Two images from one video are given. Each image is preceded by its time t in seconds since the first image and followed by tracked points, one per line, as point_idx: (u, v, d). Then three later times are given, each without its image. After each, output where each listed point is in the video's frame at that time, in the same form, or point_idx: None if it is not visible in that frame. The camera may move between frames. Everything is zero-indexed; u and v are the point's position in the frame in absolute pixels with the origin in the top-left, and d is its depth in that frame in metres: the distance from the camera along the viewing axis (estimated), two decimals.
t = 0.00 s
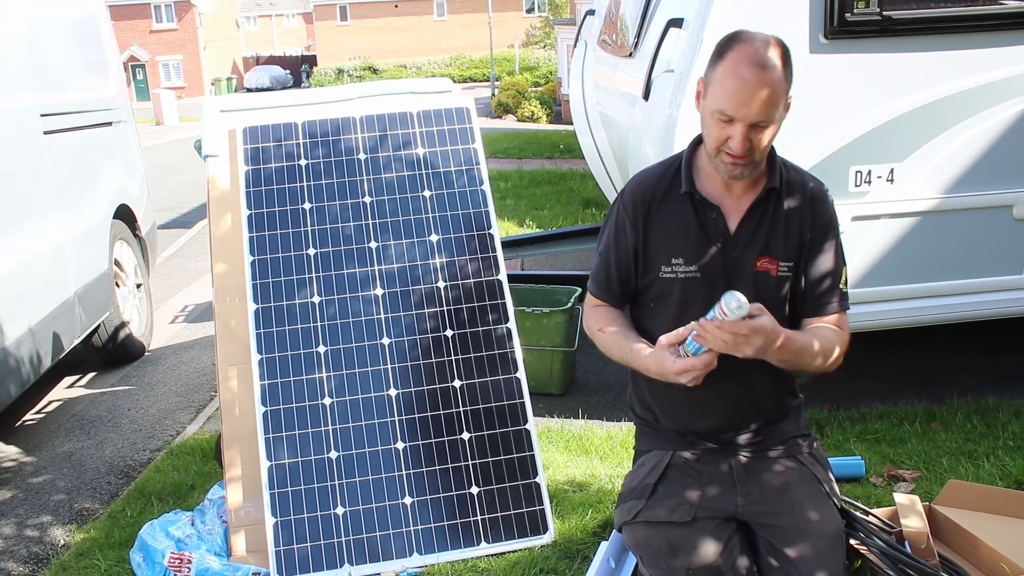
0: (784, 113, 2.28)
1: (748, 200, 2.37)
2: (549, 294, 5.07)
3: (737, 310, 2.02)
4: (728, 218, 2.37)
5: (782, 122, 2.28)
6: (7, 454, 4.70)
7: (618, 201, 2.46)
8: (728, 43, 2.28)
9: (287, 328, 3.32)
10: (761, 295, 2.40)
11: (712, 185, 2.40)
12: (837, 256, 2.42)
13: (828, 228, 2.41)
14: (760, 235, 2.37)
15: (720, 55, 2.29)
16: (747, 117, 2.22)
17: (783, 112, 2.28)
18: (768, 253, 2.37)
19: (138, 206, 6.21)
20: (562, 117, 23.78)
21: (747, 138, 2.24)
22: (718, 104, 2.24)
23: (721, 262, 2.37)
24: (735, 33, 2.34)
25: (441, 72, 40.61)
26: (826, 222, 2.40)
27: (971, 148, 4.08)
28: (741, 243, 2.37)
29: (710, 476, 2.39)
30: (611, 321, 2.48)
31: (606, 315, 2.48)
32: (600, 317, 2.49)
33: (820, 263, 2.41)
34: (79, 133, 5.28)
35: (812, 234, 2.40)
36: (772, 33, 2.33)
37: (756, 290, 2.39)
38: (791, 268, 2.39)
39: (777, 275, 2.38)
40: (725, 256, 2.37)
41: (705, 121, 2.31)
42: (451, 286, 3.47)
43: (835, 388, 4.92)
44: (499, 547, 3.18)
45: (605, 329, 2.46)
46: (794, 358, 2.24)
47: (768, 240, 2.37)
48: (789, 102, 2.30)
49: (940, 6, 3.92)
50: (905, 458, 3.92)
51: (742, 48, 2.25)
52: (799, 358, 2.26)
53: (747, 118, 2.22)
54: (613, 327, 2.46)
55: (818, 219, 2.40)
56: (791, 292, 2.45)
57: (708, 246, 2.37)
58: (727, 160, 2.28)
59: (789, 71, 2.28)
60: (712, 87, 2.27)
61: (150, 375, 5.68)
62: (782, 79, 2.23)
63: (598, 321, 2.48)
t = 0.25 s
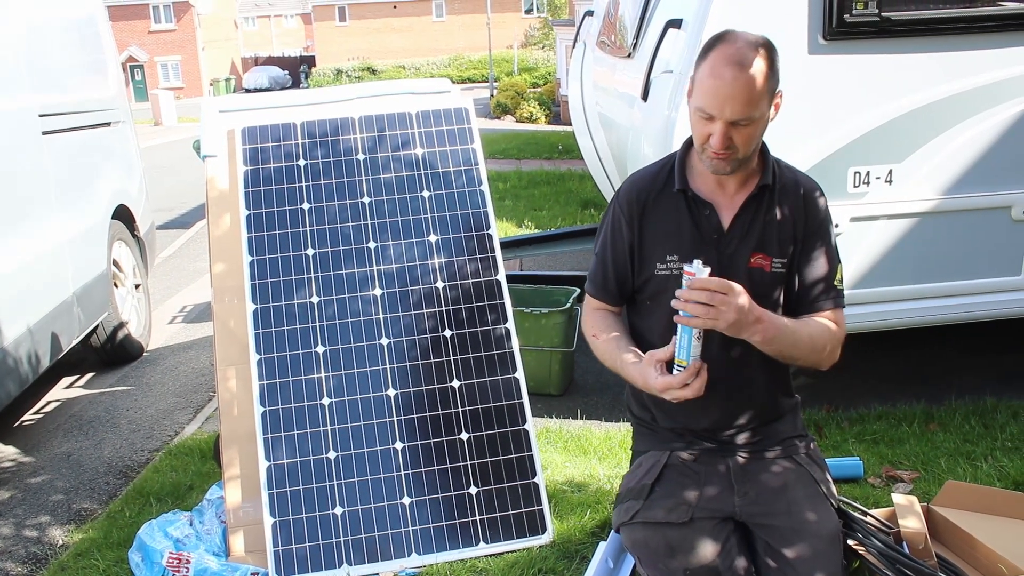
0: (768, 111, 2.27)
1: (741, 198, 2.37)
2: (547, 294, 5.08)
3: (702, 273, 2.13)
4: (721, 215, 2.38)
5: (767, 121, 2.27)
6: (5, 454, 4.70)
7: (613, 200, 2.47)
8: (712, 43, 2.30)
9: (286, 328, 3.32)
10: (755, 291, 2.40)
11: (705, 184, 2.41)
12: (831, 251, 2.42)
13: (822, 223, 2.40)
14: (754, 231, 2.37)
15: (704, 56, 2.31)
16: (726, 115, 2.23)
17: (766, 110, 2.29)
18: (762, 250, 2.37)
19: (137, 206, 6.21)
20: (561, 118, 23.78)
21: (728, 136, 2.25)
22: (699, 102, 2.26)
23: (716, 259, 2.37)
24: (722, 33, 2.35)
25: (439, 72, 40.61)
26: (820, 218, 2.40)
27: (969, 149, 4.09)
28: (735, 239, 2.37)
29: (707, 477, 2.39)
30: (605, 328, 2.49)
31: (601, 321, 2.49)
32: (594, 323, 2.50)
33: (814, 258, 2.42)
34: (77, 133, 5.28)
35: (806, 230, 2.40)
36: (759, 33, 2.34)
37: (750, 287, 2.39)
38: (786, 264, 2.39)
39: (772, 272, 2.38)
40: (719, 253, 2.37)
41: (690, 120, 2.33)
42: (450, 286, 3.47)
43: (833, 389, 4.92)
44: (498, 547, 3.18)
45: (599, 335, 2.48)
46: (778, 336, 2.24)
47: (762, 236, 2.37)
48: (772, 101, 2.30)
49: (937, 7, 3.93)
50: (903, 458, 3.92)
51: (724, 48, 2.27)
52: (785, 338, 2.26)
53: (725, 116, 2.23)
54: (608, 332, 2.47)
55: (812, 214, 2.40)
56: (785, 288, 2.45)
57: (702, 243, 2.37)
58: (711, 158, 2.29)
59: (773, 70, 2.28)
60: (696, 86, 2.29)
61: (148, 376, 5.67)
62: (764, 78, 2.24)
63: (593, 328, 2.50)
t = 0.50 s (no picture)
0: (760, 111, 2.27)
1: (739, 197, 2.37)
2: (547, 293, 5.07)
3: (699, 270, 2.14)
4: (720, 214, 2.38)
5: (759, 120, 2.27)
6: (5, 453, 4.69)
7: (612, 200, 2.47)
8: (703, 44, 2.30)
9: (286, 327, 3.32)
10: (754, 290, 2.39)
11: (703, 183, 2.41)
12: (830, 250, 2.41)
13: (821, 221, 2.40)
14: (753, 230, 2.37)
15: (695, 57, 2.31)
16: (717, 118, 2.24)
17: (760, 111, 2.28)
18: (761, 248, 2.37)
19: (137, 204, 6.21)
20: (561, 117, 23.77)
21: (719, 138, 2.25)
22: (692, 105, 2.27)
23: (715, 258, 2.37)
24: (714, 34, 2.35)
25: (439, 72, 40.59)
26: (818, 216, 2.40)
27: (970, 149, 4.09)
28: (734, 238, 2.37)
29: (707, 476, 2.39)
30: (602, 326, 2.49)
31: (600, 321, 2.49)
32: (593, 321, 2.50)
33: (814, 256, 2.41)
34: (78, 132, 5.28)
35: (805, 228, 2.40)
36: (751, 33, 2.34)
37: (749, 286, 2.39)
38: (785, 263, 2.39)
39: (770, 270, 2.38)
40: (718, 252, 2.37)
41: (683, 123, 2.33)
42: (451, 285, 3.46)
43: (833, 388, 4.92)
44: (498, 546, 3.18)
45: (597, 333, 2.48)
46: (774, 333, 2.23)
47: (761, 234, 2.37)
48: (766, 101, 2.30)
49: (939, 7, 3.93)
50: (904, 458, 3.92)
51: (715, 49, 2.27)
52: (781, 335, 2.25)
53: (716, 119, 2.23)
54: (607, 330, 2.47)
55: (811, 213, 2.40)
56: (784, 287, 2.44)
57: (700, 242, 2.37)
58: (706, 160, 2.29)
59: (765, 69, 2.28)
60: (688, 88, 2.30)
61: (148, 374, 5.67)
62: (756, 78, 2.24)
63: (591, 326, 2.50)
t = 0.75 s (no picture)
0: (762, 84, 2.29)
1: (740, 189, 2.37)
2: (548, 289, 5.07)
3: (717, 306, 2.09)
4: (720, 209, 2.38)
5: (762, 93, 2.29)
6: (5, 448, 4.70)
7: (612, 195, 2.47)
8: (702, 25, 2.35)
9: (287, 322, 3.33)
10: (754, 285, 2.39)
11: (703, 177, 2.41)
12: (831, 245, 2.41)
13: (822, 216, 2.40)
14: (753, 225, 2.36)
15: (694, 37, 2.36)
16: (721, 86, 2.26)
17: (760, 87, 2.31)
18: (761, 243, 2.37)
19: (137, 200, 6.20)
20: (561, 113, 23.74)
21: (724, 108, 2.26)
22: (694, 78, 2.29)
23: (714, 253, 2.36)
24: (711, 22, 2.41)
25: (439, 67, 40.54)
26: (818, 212, 2.39)
27: (971, 144, 4.08)
28: (734, 233, 2.36)
29: (707, 471, 2.40)
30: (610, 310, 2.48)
31: (605, 306, 2.48)
32: (598, 307, 2.49)
33: (815, 251, 2.41)
34: (77, 128, 5.27)
35: (805, 223, 2.39)
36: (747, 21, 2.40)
37: (749, 281, 2.38)
38: (785, 258, 2.39)
39: (771, 265, 2.37)
40: (718, 247, 2.36)
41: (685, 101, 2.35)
42: (451, 280, 3.47)
43: (833, 383, 4.92)
44: (499, 541, 3.18)
45: (603, 318, 2.47)
46: (782, 351, 2.24)
47: (761, 229, 2.37)
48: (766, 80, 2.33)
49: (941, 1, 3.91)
50: (904, 453, 3.92)
51: (714, 26, 2.32)
52: (788, 350, 2.26)
53: (721, 86, 2.26)
54: (612, 318, 2.46)
55: (811, 208, 2.39)
56: (784, 282, 2.44)
57: (700, 237, 2.37)
58: (709, 135, 2.29)
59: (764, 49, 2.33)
60: (689, 65, 2.33)
61: (149, 370, 5.67)
62: (756, 51, 2.28)
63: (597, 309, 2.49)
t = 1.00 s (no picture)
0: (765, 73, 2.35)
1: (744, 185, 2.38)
2: (549, 287, 5.06)
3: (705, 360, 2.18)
4: (722, 207, 2.38)
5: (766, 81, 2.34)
6: (7, 447, 4.70)
7: (614, 193, 2.47)
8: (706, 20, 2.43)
9: (288, 321, 3.32)
10: (756, 285, 2.38)
11: (707, 174, 2.41)
12: (833, 245, 2.40)
13: (824, 216, 2.39)
14: (756, 223, 2.36)
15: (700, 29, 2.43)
16: (726, 68, 2.31)
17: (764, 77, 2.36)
18: (763, 243, 2.36)
19: (137, 198, 6.20)
20: (562, 111, 23.72)
21: (729, 89, 2.30)
22: (699, 62, 2.35)
23: (717, 251, 2.36)
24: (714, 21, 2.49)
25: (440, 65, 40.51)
26: (821, 212, 2.39)
27: (974, 141, 4.07)
28: (736, 231, 2.36)
29: (709, 471, 2.40)
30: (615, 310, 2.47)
31: (607, 305, 2.48)
32: (603, 306, 2.48)
33: (817, 251, 2.40)
34: (78, 126, 5.27)
35: (807, 223, 2.39)
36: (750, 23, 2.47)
37: (751, 281, 2.37)
38: (788, 257, 2.38)
39: (773, 265, 2.36)
40: (721, 246, 2.36)
41: (690, 88, 2.39)
42: (452, 279, 3.47)
43: (835, 382, 4.92)
44: (500, 540, 3.18)
45: (609, 318, 2.46)
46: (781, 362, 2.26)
47: (763, 228, 2.36)
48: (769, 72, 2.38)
49: None
50: (906, 451, 3.92)
51: (719, 17, 2.39)
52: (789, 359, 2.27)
53: (725, 67, 2.31)
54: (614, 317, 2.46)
55: (814, 208, 2.39)
56: (786, 283, 2.43)
57: (703, 235, 2.36)
58: (715, 119, 2.32)
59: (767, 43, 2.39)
60: (694, 54, 2.38)
61: (150, 369, 5.67)
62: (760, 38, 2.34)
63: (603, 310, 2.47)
